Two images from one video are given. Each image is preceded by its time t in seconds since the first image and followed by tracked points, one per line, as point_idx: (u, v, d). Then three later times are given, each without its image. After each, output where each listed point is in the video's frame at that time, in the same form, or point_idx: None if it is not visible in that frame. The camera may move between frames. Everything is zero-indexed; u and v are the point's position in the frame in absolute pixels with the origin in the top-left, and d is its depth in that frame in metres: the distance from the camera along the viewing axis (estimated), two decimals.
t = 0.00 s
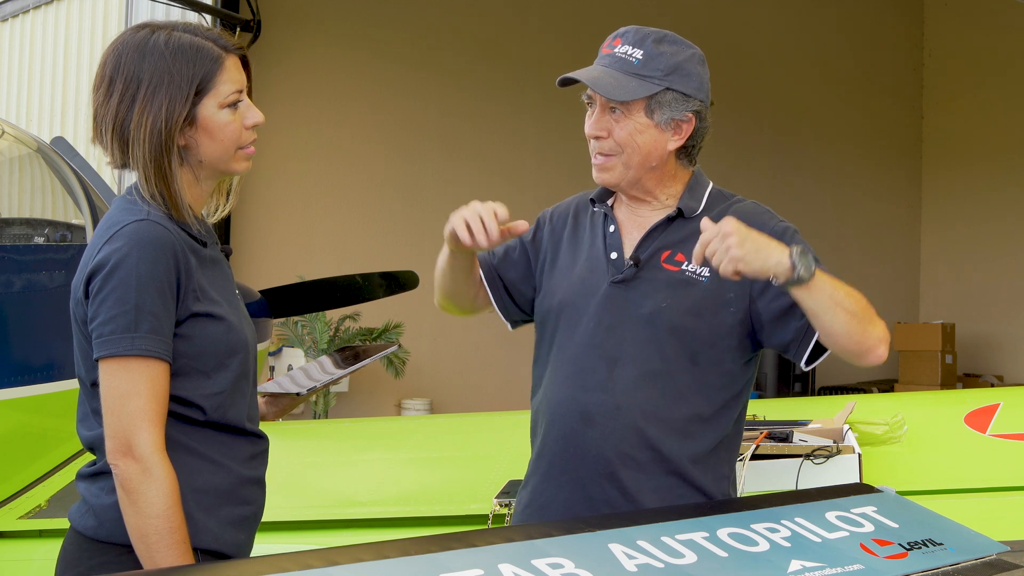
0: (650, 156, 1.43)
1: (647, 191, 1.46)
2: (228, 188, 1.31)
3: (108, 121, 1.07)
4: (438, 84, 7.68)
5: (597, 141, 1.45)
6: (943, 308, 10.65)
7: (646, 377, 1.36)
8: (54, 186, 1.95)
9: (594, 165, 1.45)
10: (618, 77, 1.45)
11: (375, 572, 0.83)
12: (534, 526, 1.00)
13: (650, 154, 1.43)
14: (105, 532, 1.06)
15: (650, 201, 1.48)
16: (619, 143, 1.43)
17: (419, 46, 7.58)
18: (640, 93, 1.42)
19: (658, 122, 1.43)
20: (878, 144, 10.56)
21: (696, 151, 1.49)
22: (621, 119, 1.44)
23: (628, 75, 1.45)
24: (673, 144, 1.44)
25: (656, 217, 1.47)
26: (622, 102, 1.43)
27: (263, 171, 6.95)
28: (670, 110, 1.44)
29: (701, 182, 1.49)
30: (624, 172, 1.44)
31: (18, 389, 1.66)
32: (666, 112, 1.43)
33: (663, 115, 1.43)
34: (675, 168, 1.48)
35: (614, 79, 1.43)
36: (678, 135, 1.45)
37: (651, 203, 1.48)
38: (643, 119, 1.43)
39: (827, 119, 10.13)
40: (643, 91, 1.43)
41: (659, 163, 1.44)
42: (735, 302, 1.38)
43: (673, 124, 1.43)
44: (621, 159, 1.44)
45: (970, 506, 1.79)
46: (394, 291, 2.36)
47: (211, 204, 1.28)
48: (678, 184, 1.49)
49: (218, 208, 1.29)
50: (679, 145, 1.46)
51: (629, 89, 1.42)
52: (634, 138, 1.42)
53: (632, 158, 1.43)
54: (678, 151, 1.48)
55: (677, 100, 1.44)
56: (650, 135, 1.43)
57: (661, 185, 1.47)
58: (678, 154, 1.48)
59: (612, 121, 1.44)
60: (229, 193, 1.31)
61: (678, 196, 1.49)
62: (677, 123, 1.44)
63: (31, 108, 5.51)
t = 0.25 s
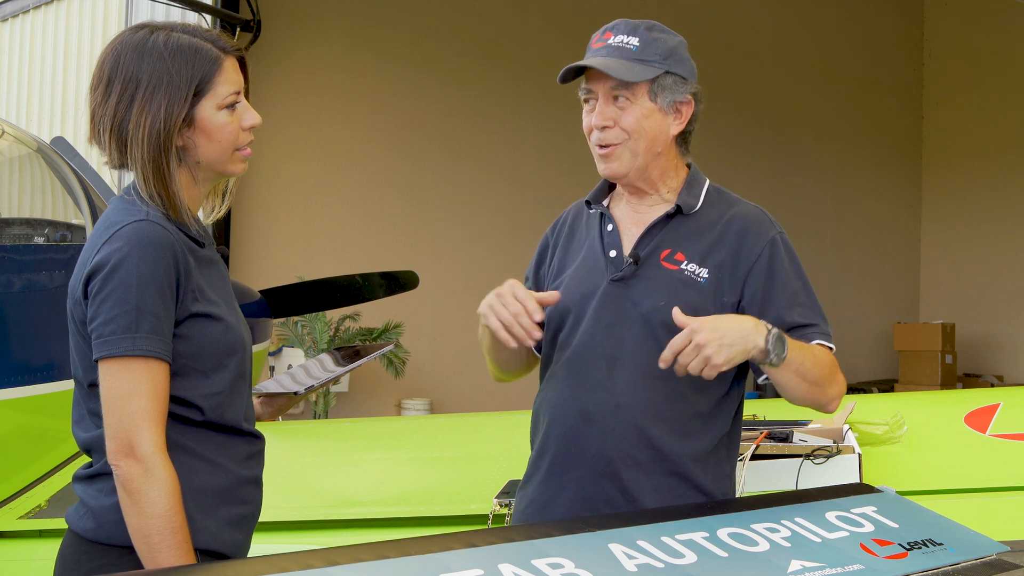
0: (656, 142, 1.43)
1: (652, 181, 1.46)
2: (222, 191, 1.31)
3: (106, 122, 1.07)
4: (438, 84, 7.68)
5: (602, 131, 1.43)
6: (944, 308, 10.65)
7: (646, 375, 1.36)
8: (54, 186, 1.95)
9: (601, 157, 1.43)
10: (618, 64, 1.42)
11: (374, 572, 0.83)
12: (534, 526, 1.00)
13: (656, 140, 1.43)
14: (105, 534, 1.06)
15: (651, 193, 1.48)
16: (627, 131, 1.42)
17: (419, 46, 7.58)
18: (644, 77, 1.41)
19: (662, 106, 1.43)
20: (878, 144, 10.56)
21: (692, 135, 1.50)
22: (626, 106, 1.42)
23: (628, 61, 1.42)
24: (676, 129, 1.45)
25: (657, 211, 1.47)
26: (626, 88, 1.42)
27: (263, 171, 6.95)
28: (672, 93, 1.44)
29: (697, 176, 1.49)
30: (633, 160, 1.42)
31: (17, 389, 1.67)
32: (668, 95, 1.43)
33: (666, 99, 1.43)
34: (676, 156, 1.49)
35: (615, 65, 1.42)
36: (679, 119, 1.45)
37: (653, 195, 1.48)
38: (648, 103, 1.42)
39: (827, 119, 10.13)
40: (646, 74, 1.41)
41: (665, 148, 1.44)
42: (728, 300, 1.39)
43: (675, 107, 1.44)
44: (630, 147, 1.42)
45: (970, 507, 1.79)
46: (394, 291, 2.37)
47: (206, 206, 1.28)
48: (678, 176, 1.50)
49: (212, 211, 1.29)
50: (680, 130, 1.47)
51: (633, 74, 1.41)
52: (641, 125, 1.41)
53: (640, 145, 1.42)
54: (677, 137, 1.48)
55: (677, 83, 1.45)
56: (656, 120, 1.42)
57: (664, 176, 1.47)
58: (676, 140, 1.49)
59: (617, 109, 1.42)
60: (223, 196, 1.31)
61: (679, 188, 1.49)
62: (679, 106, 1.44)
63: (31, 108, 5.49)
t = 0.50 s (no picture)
0: (644, 132, 1.44)
1: (644, 175, 1.46)
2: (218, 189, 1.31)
3: (104, 121, 1.07)
4: (438, 84, 7.68)
5: (591, 126, 1.43)
6: (944, 308, 10.65)
7: (646, 372, 1.36)
8: (54, 186, 1.94)
9: (592, 152, 1.43)
10: (598, 58, 1.43)
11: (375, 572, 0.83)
12: (534, 526, 1.00)
13: (644, 130, 1.44)
14: (111, 534, 1.06)
15: (642, 188, 1.48)
16: (616, 122, 1.42)
17: (419, 46, 7.58)
18: (626, 68, 1.42)
19: (645, 97, 1.44)
20: (878, 144, 10.56)
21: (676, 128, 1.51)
22: (613, 98, 1.43)
23: (608, 55, 1.44)
24: (661, 120, 1.46)
25: (648, 205, 1.47)
26: (609, 80, 1.43)
27: (263, 171, 6.95)
28: (654, 84, 1.45)
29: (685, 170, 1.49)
30: (624, 152, 1.43)
31: (17, 389, 1.66)
32: (651, 86, 1.44)
33: (649, 90, 1.44)
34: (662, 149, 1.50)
35: (597, 60, 1.43)
36: (663, 110, 1.46)
37: (642, 190, 1.48)
38: (632, 94, 1.43)
39: (827, 119, 10.13)
40: (627, 66, 1.43)
41: (653, 139, 1.45)
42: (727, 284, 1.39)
43: (658, 98, 1.45)
44: (620, 138, 1.43)
45: (970, 507, 1.79)
46: (394, 291, 2.37)
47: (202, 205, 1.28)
48: (667, 170, 1.50)
49: (208, 211, 1.29)
50: (665, 121, 1.47)
51: (614, 67, 1.42)
52: (628, 116, 1.42)
53: (629, 136, 1.42)
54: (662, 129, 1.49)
55: (657, 75, 1.46)
56: (642, 110, 1.43)
57: (653, 169, 1.47)
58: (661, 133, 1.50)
59: (603, 103, 1.43)
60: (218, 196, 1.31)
61: (668, 182, 1.49)
62: (661, 96, 1.45)
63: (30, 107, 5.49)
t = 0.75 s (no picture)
0: (623, 136, 1.43)
1: (628, 178, 1.46)
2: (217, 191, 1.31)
3: (107, 122, 1.07)
4: (438, 84, 7.67)
5: (569, 129, 1.46)
6: (944, 308, 10.64)
7: (648, 370, 1.36)
8: (54, 186, 1.94)
9: (569, 152, 1.46)
10: (580, 61, 1.45)
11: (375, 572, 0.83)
12: (534, 526, 1.00)
13: (623, 134, 1.43)
14: (120, 535, 1.05)
15: (629, 192, 1.48)
16: (592, 126, 1.43)
17: (419, 46, 7.58)
18: (604, 72, 1.42)
19: (626, 101, 1.43)
20: (878, 144, 10.56)
21: (668, 135, 1.48)
22: (591, 103, 1.43)
23: (590, 59, 1.45)
24: (645, 124, 1.44)
25: (640, 208, 1.47)
26: (588, 84, 1.44)
27: (263, 172, 6.95)
28: (636, 88, 1.43)
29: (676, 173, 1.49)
30: (600, 155, 1.44)
31: (18, 389, 1.66)
32: (632, 90, 1.43)
33: (630, 94, 1.43)
34: (650, 153, 1.48)
35: (578, 64, 1.44)
36: (648, 115, 1.44)
37: (628, 194, 1.48)
38: (611, 99, 1.43)
39: (827, 118, 10.12)
40: (607, 70, 1.43)
41: (634, 144, 1.44)
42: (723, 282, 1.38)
43: (640, 103, 1.43)
44: (595, 142, 1.44)
45: (970, 507, 1.79)
46: (394, 291, 2.36)
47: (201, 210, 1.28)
48: (657, 172, 1.49)
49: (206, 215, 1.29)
50: (650, 126, 1.45)
51: (593, 70, 1.43)
52: (605, 120, 1.43)
53: (605, 139, 1.43)
54: (651, 134, 1.47)
55: (641, 79, 1.44)
56: (621, 115, 1.43)
57: (639, 171, 1.46)
58: (651, 137, 1.47)
59: (582, 106, 1.44)
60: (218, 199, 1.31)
61: (658, 183, 1.48)
62: (644, 100, 1.44)
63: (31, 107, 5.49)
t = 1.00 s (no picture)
0: (620, 122, 1.43)
1: (625, 166, 1.46)
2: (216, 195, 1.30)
3: (116, 122, 1.06)
4: (438, 84, 7.67)
5: (568, 109, 1.47)
6: (944, 308, 10.64)
7: (654, 374, 1.36)
8: (55, 186, 1.94)
9: (564, 131, 1.47)
10: (589, 42, 1.47)
11: (373, 572, 0.84)
12: (533, 526, 1.00)
13: (620, 120, 1.44)
14: (137, 537, 1.05)
15: (626, 181, 1.47)
16: (587, 107, 1.45)
17: (418, 46, 7.59)
18: (608, 53, 1.45)
19: (626, 87, 1.44)
20: (878, 143, 10.56)
21: (673, 129, 1.47)
22: (592, 84, 1.46)
23: (600, 41, 1.48)
24: (644, 113, 1.44)
25: (641, 204, 1.46)
26: (592, 65, 1.46)
27: (262, 172, 6.96)
28: (639, 75, 1.44)
29: (681, 168, 1.46)
30: (593, 137, 1.44)
31: (18, 389, 1.67)
32: (635, 77, 1.44)
33: (632, 81, 1.44)
34: (651, 144, 1.47)
35: (585, 44, 1.47)
36: (649, 104, 1.44)
37: (622, 181, 1.47)
38: (611, 83, 1.45)
39: (827, 118, 10.12)
40: (612, 52, 1.45)
41: (630, 131, 1.44)
42: (727, 285, 1.38)
43: (642, 90, 1.44)
44: (590, 121, 1.45)
45: (970, 507, 1.79)
46: (394, 291, 2.36)
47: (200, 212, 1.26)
48: (660, 167, 1.48)
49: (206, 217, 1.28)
50: (651, 116, 1.45)
51: (598, 50, 1.45)
52: (602, 102, 1.44)
53: (600, 122, 1.44)
54: (653, 126, 1.47)
55: (645, 67, 1.45)
56: (619, 99, 1.44)
57: (638, 161, 1.46)
58: (653, 128, 1.47)
59: (583, 87, 1.46)
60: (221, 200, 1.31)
61: (659, 177, 1.47)
62: (646, 88, 1.44)
63: (31, 107, 5.49)
